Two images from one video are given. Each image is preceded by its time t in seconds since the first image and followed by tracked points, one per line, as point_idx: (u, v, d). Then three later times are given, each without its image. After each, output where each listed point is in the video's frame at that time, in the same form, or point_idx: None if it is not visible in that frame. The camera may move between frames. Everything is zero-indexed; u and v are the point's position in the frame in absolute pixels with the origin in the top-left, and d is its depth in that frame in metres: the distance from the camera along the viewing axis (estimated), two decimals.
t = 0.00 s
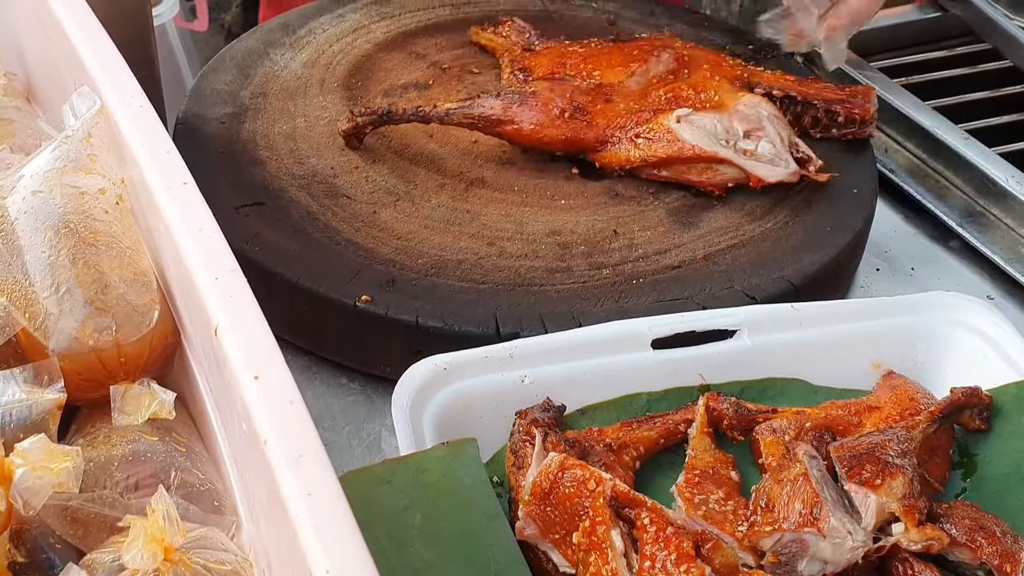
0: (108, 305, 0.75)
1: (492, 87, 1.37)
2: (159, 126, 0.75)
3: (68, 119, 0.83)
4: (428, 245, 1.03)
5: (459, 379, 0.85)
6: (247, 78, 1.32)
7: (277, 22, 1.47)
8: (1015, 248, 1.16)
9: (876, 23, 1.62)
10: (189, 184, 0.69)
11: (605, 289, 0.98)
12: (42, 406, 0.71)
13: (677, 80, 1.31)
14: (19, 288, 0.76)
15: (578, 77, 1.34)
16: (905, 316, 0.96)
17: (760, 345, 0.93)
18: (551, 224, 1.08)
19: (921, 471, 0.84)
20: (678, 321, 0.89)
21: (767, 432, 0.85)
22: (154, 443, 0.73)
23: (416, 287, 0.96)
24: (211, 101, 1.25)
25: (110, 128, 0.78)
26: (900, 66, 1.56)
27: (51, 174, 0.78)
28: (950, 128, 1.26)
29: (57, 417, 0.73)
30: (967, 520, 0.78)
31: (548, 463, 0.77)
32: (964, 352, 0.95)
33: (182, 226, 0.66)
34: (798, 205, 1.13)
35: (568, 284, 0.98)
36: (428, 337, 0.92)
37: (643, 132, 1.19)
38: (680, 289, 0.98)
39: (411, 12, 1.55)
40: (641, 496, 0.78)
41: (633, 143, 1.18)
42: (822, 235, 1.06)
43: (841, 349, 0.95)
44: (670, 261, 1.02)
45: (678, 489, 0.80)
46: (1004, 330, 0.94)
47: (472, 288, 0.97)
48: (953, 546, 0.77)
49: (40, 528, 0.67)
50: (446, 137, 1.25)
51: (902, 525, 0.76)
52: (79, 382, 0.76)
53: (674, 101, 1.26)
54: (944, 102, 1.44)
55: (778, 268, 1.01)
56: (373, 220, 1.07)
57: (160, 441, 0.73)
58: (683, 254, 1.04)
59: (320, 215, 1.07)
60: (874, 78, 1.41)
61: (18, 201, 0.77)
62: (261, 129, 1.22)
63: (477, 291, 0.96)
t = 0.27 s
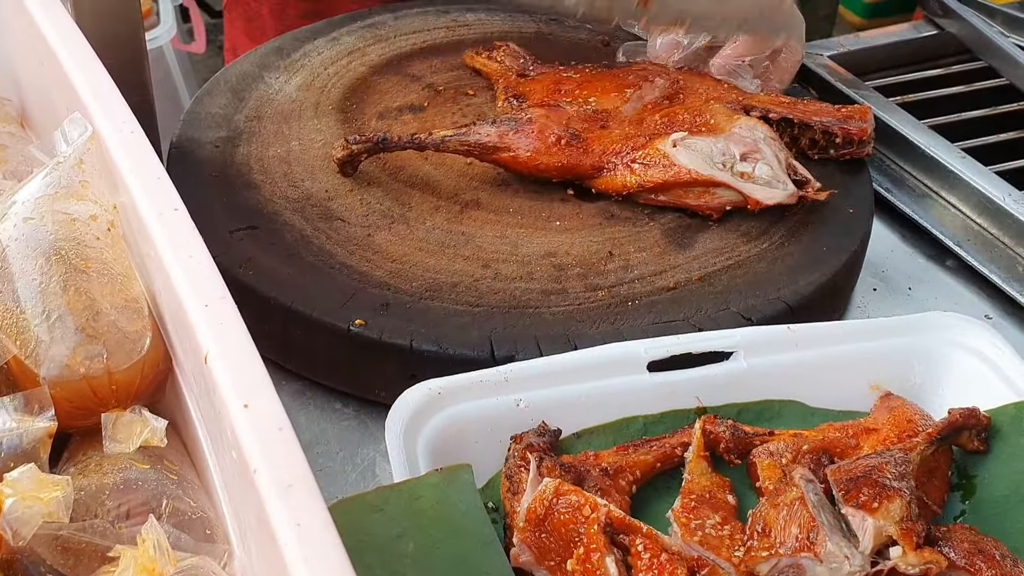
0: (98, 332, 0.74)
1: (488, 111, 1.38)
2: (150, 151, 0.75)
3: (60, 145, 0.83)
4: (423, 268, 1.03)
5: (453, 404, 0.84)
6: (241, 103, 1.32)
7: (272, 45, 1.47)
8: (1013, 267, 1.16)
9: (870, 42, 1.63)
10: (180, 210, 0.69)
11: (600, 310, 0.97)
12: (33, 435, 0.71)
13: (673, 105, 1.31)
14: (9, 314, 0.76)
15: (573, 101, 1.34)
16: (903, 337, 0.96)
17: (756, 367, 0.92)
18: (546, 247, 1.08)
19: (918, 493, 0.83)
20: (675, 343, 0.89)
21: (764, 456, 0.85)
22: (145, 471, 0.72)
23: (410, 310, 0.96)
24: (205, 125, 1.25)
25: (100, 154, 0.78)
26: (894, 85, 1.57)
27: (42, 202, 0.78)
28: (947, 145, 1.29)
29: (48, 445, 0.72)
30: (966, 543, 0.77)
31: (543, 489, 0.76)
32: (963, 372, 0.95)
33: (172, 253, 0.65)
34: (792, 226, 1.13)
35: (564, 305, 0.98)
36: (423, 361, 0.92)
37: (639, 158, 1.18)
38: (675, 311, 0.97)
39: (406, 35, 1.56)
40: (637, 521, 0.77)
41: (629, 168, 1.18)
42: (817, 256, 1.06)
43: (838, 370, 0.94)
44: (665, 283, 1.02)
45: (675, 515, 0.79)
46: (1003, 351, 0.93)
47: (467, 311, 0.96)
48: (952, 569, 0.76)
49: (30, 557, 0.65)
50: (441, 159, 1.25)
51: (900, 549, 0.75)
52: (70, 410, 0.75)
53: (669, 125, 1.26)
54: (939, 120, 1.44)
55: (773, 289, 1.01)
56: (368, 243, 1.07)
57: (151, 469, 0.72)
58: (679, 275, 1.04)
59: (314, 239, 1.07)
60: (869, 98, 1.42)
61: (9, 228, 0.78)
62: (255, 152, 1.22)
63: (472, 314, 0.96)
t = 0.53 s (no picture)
0: (90, 359, 0.74)
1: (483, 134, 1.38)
2: (144, 178, 0.75)
3: (54, 172, 0.84)
4: (418, 292, 1.03)
5: (448, 429, 0.84)
6: (236, 127, 1.32)
7: (268, 69, 1.48)
8: (1009, 288, 1.16)
9: (864, 63, 1.64)
10: (173, 237, 0.69)
11: (595, 334, 0.97)
12: (25, 463, 0.71)
13: (667, 126, 1.32)
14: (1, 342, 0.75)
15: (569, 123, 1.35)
16: (900, 359, 0.96)
17: (752, 390, 0.92)
18: (542, 270, 1.08)
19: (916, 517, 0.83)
20: (671, 367, 0.89)
21: (760, 479, 0.85)
22: (138, 499, 0.72)
23: (404, 335, 0.95)
24: (199, 149, 1.25)
25: (94, 182, 0.78)
26: (888, 106, 1.58)
27: (36, 228, 0.78)
28: (942, 167, 1.30)
29: (40, 474, 0.72)
30: (964, 567, 0.77)
31: (539, 514, 0.76)
32: (960, 394, 0.95)
33: (164, 280, 0.65)
34: (786, 249, 1.13)
35: (559, 329, 0.98)
36: (417, 386, 0.92)
37: (633, 179, 1.19)
38: (671, 334, 0.97)
39: (401, 59, 1.56)
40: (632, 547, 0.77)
41: (623, 189, 1.18)
42: (812, 278, 1.06)
43: (833, 392, 0.94)
44: (660, 306, 1.02)
45: (671, 540, 0.78)
46: (1000, 372, 0.93)
47: (463, 336, 0.96)
48: None
49: None
50: (436, 183, 1.25)
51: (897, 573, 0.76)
52: (64, 437, 0.74)
53: (664, 147, 1.27)
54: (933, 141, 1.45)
55: (768, 311, 1.01)
56: (362, 267, 1.07)
57: (144, 497, 0.72)
58: (674, 298, 1.04)
59: (309, 263, 1.07)
60: (864, 119, 1.43)
61: (2, 254, 0.77)
62: (249, 177, 1.22)
63: (467, 338, 0.96)
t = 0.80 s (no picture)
0: (80, 381, 0.74)
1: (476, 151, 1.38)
2: (132, 199, 0.75)
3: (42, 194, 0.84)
4: (409, 311, 1.03)
5: (439, 448, 0.83)
6: (226, 148, 1.32)
7: (259, 91, 1.49)
8: (999, 302, 1.16)
9: (853, 79, 1.65)
10: (161, 258, 0.69)
11: (586, 351, 0.97)
12: (13, 486, 0.71)
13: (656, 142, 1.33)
14: None
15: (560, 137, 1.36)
16: (890, 374, 0.96)
17: (742, 407, 0.92)
18: (532, 288, 1.08)
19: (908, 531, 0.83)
20: (663, 384, 0.89)
21: (753, 495, 0.84)
22: (128, 521, 0.71)
23: (394, 355, 0.95)
24: (189, 171, 1.25)
25: (82, 204, 0.77)
26: (878, 122, 1.59)
27: (23, 251, 0.78)
28: (931, 182, 1.31)
29: (29, 497, 0.72)
30: None
31: (530, 532, 0.76)
32: (952, 408, 0.95)
33: (152, 302, 0.65)
34: (775, 265, 1.13)
35: (550, 347, 0.98)
36: (408, 406, 0.91)
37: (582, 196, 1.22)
38: (661, 351, 0.97)
39: (391, 79, 1.57)
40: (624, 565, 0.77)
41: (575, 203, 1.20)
42: (801, 294, 1.07)
43: (824, 408, 0.94)
44: (651, 323, 1.02)
45: (663, 558, 0.79)
46: (991, 386, 0.93)
47: (453, 355, 0.96)
48: None
49: None
50: (427, 202, 1.25)
51: None
52: (53, 460, 0.74)
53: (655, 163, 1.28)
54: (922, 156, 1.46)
55: (759, 328, 1.01)
56: (352, 287, 1.06)
57: (134, 518, 0.71)
58: (665, 315, 1.04)
59: (299, 284, 1.06)
60: (852, 135, 1.44)
61: None
62: (240, 198, 1.23)
63: (458, 357, 0.95)
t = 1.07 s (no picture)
0: (76, 408, 0.73)
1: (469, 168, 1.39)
2: (125, 224, 0.74)
3: (35, 220, 0.83)
4: (404, 330, 1.02)
5: (437, 469, 0.83)
6: (219, 171, 1.32)
7: (251, 112, 1.49)
8: (994, 312, 1.17)
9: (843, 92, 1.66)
10: (155, 282, 0.68)
11: (583, 368, 0.97)
12: (9, 515, 0.70)
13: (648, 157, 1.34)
14: None
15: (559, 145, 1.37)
16: (888, 386, 0.96)
17: (741, 422, 0.92)
18: (527, 305, 1.08)
19: (909, 544, 0.82)
20: (661, 400, 0.88)
21: (753, 511, 0.84)
22: (125, 549, 0.71)
23: (390, 375, 0.95)
24: (182, 194, 1.25)
25: (74, 231, 0.76)
26: (869, 134, 1.59)
27: (16, 278, 0.77)
28: (924, 193, 1.32)
29: (25, 525, 0.72)
30: None
31: (531, 552, 0.75)
32: (951, 419, 0.95)
33: (146, 327, 0.65)
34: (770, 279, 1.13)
35: (546, 365, 0.97)
36: (405, 427, 0.91)
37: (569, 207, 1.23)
38: (658, 367, 0.97)
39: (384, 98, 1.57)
40: None
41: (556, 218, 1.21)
42: (797, 308, 1.07)
43: (822, 421, 0.94)
44: (647, 339, 1.02)
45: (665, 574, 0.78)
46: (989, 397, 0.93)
47: (449, 374, 0.96)
48: None
49: None
50: (421, 221, 1.25)
51: None
52: (49, 487, 0.74)
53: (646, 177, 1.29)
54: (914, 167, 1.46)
55: (755, 342, 1.01)
56: (347, 307, 1.06)
57: (132, 545, 0.71)
58: (661, 330, 1.04)
59: (293, 305, 1.06)
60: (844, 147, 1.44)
61: None
62: (233, 220, 1.22)
63: (454, 376, 0.95)
